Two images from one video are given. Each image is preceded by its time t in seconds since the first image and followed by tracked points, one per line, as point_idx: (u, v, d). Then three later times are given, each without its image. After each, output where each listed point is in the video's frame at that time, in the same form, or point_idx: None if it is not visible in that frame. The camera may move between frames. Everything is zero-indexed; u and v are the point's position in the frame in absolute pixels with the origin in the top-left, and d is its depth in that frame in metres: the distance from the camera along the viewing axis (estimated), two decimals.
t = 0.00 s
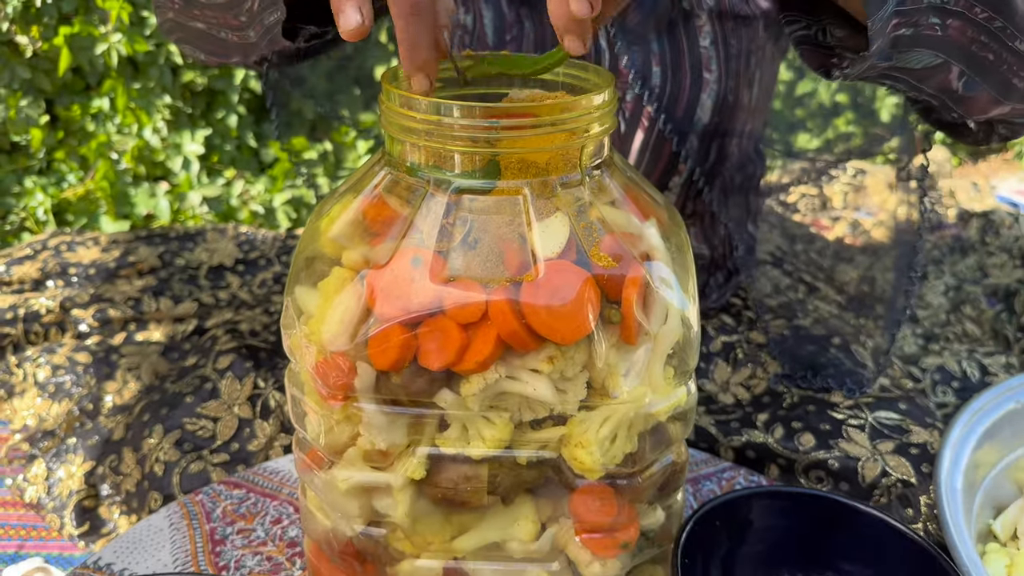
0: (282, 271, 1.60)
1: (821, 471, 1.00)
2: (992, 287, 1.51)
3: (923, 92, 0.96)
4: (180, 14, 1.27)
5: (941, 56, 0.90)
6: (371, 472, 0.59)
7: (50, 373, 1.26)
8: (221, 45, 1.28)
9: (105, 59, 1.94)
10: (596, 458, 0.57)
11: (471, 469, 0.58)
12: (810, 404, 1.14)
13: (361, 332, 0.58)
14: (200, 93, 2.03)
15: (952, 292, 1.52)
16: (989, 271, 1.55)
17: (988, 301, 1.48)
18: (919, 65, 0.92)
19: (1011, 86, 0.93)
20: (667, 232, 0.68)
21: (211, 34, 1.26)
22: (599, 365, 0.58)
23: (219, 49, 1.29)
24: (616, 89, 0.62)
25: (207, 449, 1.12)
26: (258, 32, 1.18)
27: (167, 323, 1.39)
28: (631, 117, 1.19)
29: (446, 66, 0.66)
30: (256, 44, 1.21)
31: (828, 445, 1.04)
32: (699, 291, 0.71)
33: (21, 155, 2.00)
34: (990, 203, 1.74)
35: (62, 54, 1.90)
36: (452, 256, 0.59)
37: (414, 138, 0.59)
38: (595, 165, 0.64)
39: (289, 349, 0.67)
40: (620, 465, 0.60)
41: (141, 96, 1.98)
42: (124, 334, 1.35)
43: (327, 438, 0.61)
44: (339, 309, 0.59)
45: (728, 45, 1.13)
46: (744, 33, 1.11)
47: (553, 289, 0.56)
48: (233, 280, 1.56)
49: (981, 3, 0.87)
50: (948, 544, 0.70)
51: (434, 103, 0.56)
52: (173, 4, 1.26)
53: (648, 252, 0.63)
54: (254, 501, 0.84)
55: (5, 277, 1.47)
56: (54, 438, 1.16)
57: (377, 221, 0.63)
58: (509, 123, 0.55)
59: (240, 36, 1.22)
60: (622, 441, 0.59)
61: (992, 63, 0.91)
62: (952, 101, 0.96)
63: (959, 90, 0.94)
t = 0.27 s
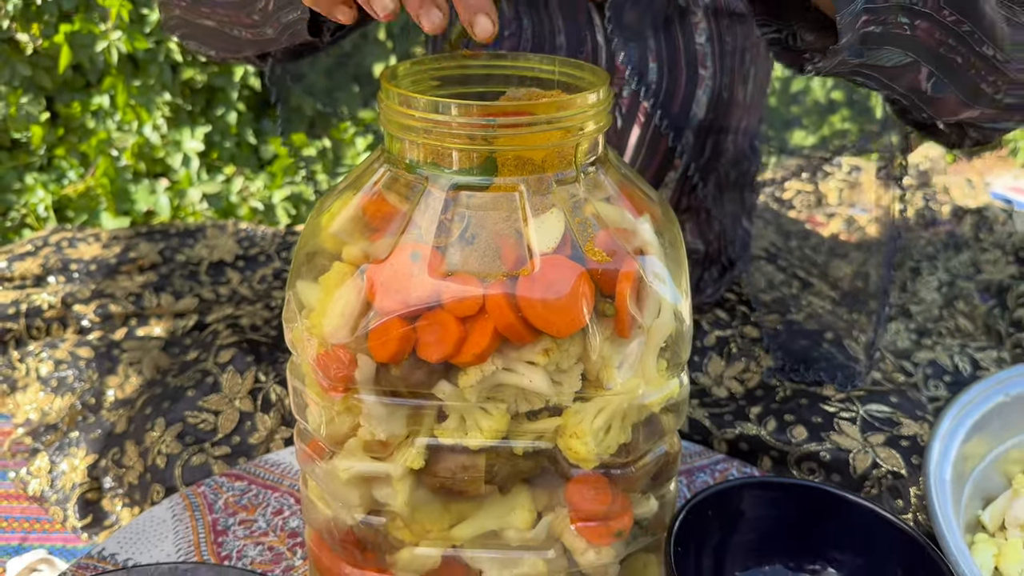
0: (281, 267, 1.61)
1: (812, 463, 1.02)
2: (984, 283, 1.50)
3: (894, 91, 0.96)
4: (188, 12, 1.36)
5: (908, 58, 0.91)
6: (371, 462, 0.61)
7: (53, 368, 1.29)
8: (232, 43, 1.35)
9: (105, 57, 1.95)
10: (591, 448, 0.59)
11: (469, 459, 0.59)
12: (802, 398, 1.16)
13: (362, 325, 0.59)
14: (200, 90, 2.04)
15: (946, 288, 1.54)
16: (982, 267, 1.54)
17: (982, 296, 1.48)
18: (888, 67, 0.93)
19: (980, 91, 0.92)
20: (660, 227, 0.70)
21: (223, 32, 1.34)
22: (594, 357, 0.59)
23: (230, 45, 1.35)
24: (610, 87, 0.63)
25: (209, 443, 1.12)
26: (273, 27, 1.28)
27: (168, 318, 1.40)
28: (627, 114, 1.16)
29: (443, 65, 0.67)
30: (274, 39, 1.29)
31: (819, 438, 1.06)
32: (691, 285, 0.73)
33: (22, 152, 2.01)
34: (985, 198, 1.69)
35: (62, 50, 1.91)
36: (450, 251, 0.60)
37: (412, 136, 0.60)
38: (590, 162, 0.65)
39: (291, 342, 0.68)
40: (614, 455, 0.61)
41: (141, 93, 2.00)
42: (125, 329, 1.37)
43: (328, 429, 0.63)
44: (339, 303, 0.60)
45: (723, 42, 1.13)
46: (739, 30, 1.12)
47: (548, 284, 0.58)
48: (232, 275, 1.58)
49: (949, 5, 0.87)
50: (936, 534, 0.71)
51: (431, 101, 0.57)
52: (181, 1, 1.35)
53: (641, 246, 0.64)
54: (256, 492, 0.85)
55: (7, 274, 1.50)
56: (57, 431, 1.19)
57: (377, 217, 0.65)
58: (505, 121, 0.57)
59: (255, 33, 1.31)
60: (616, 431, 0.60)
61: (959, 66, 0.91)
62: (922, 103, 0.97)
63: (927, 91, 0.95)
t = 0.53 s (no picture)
0: (279, 263, 1.63)
1: (807, 458, 1.03)
2: (980, 279, 1.51)
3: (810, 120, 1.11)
4: (206, 24, 1.40)
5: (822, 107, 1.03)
6: (368, 457, 0.61)
7: (51, 364, 1.28)
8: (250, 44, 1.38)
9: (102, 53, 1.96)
10: (587, 442, 0.59)
11: (465, 453, 0.60)
12: (797, 392, 1.17)
13: (360, 320, 0.60)
14: (198, 86, 2.08)
15: (941, 284, 1.52)
16: (977, 263, 1.55)
17: (976, 292, 1.47)
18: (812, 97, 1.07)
19: (877, 139, 1.10)
20: (655, 223, 0.70)
21: (242, 36, 1.37)
22: (590, 352, 0.60)
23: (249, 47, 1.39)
24: (606, 84, 0.64)
25: (207, 438, 1.14)
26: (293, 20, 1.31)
27: (166, 314, 1.41)
28: (626, 105, 1.16)
29: (440, 61, 0.68)
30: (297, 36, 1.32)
31: (813, 431, 1.07)
32: (685, 282, 0.74)
33: (20, 149, 2.01)
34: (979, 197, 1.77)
35: (59, 46, 1.91)
36: (447, 247, 0.61)
37: (409, 132, 0.60)
38: (586, 159, 0.66)
39: (288, 337, 0.69)
40: (609, 449, 0.62)
41: (139, 89, 2.02)
42: (124, 325, 1.37)
43: (326, 423, 0.63)
44: (337, 297, 0.60)
45: (719, 34, 1.11)
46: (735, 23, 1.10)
47: (545, 279, 0.58)
48: (231, 272, 1.59)
49: (864, 71, 0.98)
50: (929, 526, 0.71)
51: (428, 98, 0.58)
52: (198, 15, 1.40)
53: (637, 242, 0.65)
54: (254, 487, 0.86)
55: (6, 270, 1.50)
56: (56, 428, 1.19)
57: (374, 213, 0.65)
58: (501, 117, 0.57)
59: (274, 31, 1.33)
60: (611, 425, 0.61)
61: (863, 119, 1.05)
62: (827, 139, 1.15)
63: (831, 133, 1.12)
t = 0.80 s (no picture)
0: (277, 259, 1.63)
1: (803, 448, 1.03)
2: (976, 275, 1.51)
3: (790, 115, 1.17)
4: (240, 38, 1.41)
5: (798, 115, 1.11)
6: (366, 452, 0.62)
7: (50, 360, 1.29)
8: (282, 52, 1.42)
9: (99, 49, 1.96)
10: (583, 437, 0.59)
11: (462, 448, 0.60)
12: (793, 383, 1.17)
13: (357, 316, 0.60)
14: (195, 83, 2.11)
15: (937, 280, 1.52)
16: (973, 259, 1.55)
17: (973, 289, 1.48)
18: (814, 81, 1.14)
19: (850, 146, 1.17)
20: (651, 219, 0.71)
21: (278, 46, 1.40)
22: (586, 347, 0.60)
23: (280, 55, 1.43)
24: (602, 80, 0.64)
25: (206, 430, 1.16)
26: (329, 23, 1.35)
27: (164, 310, 1.41)
28: (622, 99, 1.15)
29: (437, 58, 0.68)
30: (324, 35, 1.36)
31: (809, 422, 1.08)
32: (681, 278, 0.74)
33: (17, 145, 2.01)
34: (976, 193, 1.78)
35: (56, 43, 1.90)
36: (444, 243, 0.61)
37: (406, 129, 0.60)
38: (581, 156, 0.66)
39: (286, 333, 0.69)
40: (606, 444, 0.62)
41: (136, 86, 2.04)
42: (122, 321, 1.37)
43: (324, 418, 0.64)
44: (334, 294, 0.60)
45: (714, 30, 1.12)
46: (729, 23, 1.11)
47: (541, 274, 0.58)
48: (229, 267, 1.59)
49: (834, 84, 1.06)
50: (924, 521, 0.71)
51: (424, 95, 0.58)
52: (230, 31, 1.40)
53: (633, 238, 0.65)
54: (252, 482, 0.86)
55: (4, 266, 1.50)
56: (55, 424, 1.19)
57: (371, 209, 0.65)
58: (497, 113, 0.57)
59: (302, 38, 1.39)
60: (607, 420, 0.61)
61: (835, 127, 1.13)
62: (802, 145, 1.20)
63: (805, 140, 1.18)
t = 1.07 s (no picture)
0: (275, 256, 1.64)
1: (799, 444, 1.04)
2: (973, 271, 1.52)
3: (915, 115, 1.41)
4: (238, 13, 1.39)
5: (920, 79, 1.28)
6: (365, 448, 0.62)
7: (48, 357, 1.29)
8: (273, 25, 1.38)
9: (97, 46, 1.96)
10: (580, 433, 0.59)
11: (460, 444, 0.60)
12: (789, 379, 1.18)
13: (355, 313, 0.60)
14: (193, 80, 2.10)
15: (934, 277, 1.53)
16: (970, 256, 1.56)
17: (969, 286, 1.48)
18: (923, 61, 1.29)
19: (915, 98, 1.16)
20: (648, 216, 0.71)
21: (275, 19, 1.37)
22: (583, 344, 0.60)
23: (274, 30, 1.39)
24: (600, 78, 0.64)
25: (204, 426, 1.17)
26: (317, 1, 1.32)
27: (163, 307, 1.42)
28: (620, 95, 1.16)
29: (435, 55, 0.68)
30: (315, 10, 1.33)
31: (805, 418, 1.08)
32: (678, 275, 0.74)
33: (16, 142, 2.02)
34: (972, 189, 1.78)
35: (54, 41, 1.91)
36: (441, 240, 0.62)
37: (404, 127, 0.61)
38: (579, 153, 0.67)
39: (285, 330, 0.69)
40: (603, 440, 0.63)
41: (135, 83, 2.04)
42: (121, 319, 1.38)
43: (323, 415, 0.64)
44: (333, 291, 0.61)
45: (712, 24, 1.15)
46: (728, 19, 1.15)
47: (539, 272, 0.59)
48: (227, 265, 1.59)
49: (909, 29, 1.19)
50: (920, 515, 0.71)
51: (422, 92, 0.59)
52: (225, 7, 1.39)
53: (630, 235, 0.66)
54: (251, 479, 0.87)
55: (2, 263, 1.50)
56: (53, 420, 1.19)
57: (369, 206, 0.66)
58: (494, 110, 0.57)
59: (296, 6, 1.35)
60: (604, 416, 0.61)
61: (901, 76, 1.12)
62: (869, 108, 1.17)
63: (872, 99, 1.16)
